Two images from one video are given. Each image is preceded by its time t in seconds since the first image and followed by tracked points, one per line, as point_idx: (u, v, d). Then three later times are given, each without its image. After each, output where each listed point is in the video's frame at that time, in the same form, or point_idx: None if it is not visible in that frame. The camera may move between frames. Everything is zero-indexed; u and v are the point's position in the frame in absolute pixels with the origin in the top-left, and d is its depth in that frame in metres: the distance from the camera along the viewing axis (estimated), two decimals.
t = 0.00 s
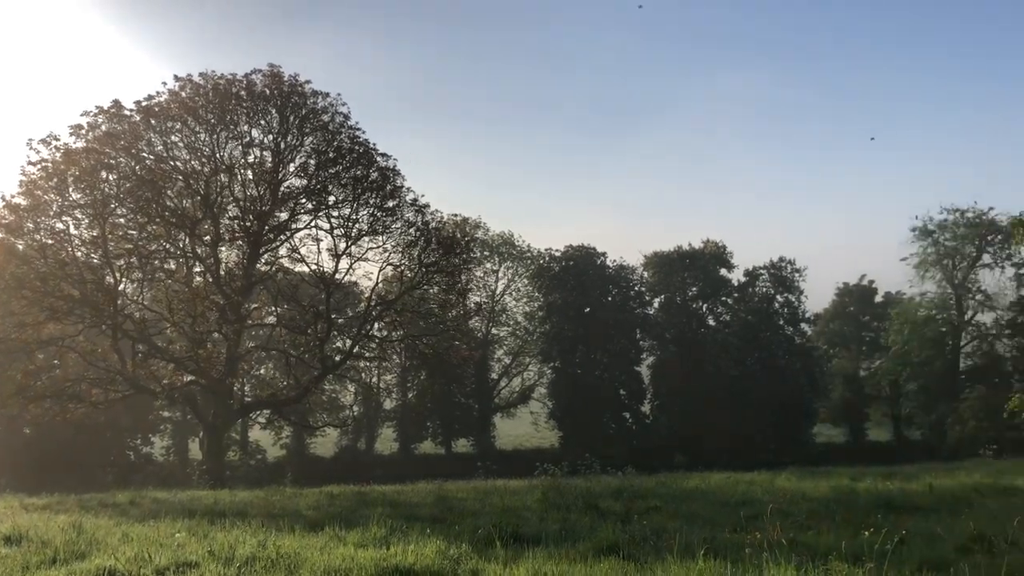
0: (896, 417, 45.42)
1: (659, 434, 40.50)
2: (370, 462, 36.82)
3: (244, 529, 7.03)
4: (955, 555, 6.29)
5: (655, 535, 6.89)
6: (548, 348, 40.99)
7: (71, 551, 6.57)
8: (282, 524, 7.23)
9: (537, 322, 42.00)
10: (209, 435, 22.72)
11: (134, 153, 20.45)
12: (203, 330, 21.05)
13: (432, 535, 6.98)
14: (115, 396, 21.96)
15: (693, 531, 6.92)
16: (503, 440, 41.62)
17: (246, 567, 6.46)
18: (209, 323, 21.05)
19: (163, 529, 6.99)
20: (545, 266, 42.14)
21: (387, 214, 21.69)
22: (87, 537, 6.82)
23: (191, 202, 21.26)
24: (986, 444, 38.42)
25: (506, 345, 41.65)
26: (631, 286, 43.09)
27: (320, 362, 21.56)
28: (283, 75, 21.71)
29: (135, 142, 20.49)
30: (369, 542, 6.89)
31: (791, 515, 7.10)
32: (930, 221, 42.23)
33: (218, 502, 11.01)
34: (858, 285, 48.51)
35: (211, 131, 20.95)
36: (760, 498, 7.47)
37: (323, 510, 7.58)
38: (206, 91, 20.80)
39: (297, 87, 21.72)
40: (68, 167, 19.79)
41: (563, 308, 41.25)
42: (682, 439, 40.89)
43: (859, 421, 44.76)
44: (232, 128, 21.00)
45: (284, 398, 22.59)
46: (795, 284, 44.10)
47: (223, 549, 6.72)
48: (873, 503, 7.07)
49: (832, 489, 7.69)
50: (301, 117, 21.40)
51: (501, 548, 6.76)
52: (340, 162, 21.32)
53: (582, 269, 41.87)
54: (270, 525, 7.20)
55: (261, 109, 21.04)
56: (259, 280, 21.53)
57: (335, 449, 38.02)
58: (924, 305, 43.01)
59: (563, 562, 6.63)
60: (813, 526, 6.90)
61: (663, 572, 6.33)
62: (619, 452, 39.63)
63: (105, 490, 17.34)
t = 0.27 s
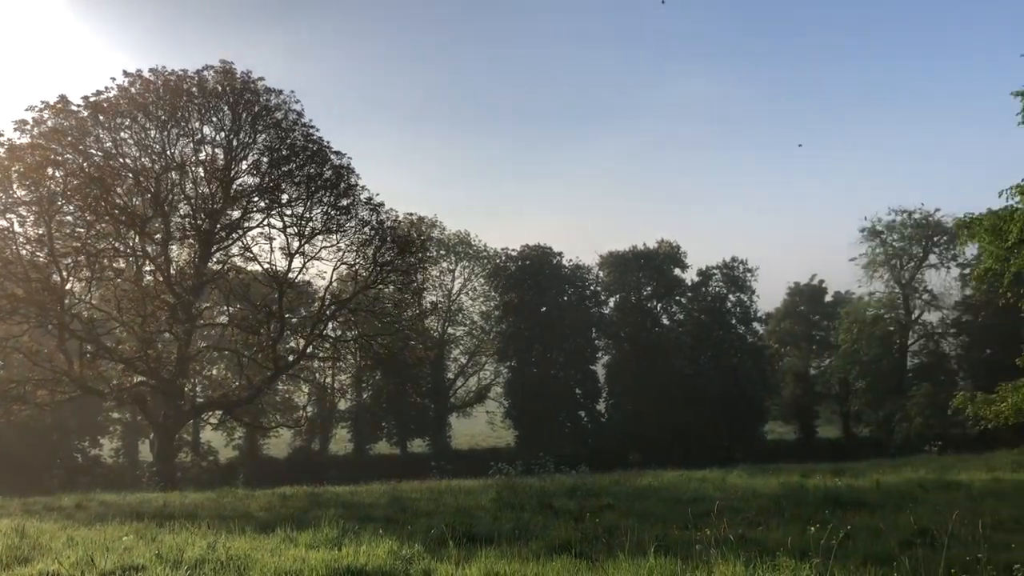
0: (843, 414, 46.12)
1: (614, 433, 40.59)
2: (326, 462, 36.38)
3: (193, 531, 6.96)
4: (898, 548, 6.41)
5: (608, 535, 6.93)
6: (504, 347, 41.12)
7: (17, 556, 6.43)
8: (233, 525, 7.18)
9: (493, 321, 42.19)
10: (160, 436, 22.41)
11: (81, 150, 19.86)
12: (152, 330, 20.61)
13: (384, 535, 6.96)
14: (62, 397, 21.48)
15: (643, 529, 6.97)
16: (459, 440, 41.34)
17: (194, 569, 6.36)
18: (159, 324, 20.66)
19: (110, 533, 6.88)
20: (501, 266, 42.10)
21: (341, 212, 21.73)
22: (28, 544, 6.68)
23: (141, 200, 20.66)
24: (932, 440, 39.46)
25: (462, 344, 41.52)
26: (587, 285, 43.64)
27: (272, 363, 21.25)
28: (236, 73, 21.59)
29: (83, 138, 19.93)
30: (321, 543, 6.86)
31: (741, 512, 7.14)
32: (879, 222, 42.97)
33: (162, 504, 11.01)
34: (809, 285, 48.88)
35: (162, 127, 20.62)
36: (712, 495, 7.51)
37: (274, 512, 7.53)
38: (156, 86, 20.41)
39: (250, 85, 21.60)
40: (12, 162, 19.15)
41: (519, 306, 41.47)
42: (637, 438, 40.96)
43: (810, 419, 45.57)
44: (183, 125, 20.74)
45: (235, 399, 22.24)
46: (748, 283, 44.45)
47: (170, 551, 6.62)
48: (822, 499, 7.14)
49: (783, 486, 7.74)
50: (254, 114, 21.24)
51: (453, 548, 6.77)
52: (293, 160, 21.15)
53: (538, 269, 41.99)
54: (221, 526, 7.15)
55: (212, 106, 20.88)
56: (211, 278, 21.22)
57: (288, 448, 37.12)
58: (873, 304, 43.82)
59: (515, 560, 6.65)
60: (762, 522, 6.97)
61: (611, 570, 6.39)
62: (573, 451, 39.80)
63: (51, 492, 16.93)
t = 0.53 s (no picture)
0: (799, 413, 46.85)
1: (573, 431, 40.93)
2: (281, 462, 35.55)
3: (144, 530, 6.90)
4: (848, 544, 6.52)
5: (565, 532, 6.99)
6: (465, 345, 40.96)
7: None
8: (186, 525, 7.14)
9: (454, 319, 41.67)
10: (112, 435, 22.11)
11: (33, 143, 19.26)
12: (106, 327, 20.29)
13: (340, 534, 6.95)
14: (13, 396, 21.03)
15: (599, 526, 7.02)
16: (418, 438, 40.33)
17: (146, 569, 6.27)
18: (113, 320, 20.37)
19: (59, 533, 6.78)
20: (462, 264, 41.61)
21: (300, 209, 21.53)
22: None
23: (95, 195, 20.25)
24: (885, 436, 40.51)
25: (421, 342, 40.74)
26: (548, 283, 43.85)
27: (229, 361, 21.07)
28: (193, 66, 21.20)
29: (34, 131, 19.31)
30: (275, 542, 6.83)
31: (696, 508, 7.19)
32: (833, 224, 43.58)
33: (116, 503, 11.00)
34: (765, 285, 49.79)
35: (117, 121, 20.09)
36: (668, 492, 7.57)
37: (229, 512, 7.49)
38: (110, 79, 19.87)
39: (207, 79, 21.29)
40: None
41: (480, 304, 41.41)
42: (595, 435, 41.25)
43: (765, 418, 47.18)
44: (139, 119, 20.34)
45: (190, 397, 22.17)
46: (705, 282, 45.36)
47: (120, 552, 6.51)
48: (776, 496, 7.23)
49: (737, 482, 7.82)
50: (211, 109, 20.94)
51: (409, 546, 6.77)
52: (250, 156, 20.93)
53: (500, 267, 41.84)
54: (173, 526, 7.09)
55: (169, 100, 20.50)
56: (166, 274, 20.94)
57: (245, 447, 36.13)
58: (828, 304, 44.34)
59: (471, 558, 6.67)
60: (715, 518, 7.05)
61: (565, 568, 6.44)
62: (532, 449, 39.88)
63: None
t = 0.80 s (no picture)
0: (755, 413, 47.42)
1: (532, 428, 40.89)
2: (240, 456, 35.63)
3: (92, 526, 6.82)
4: (799, 541, 6.62)
5: (520, 529, 7.05)
6: (425, 342, 40.27)
7: None
8: (136, 521, 7.08)
9: (415, 316, 41.42)
10: (63, 429, 21.72)
11: None
12: (60, 319, 20.02)
13: (293, 531, 6.93)
14: None
15: (555, 523, 7.05)
16: (377, 436, 39.74)
17: (94, 564, 6.18)
18: (67, 313, 20.09)
19: (5, 529, 6.67)
20: (424, 261, 41.71)
21: (260, 202, 21.22)
22: None
23: (49, 184, 19.81)
24: (839, 436, 40.60)
25: (381, 338, 40.68)
26: (509, 282, 44.24)
27: (186, 355, 20.70)
28: (152, 55, 20.77)
29: None
30: (228, 538, 6.78)
31: (652, 506, 7.25)
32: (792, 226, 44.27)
33: (68, 498, 10.84)
34: (725, 286, 50.05)
35: (73, 110, 19.59)
36: (625, 489, 7.63)
37: (181, 508, 7.43)
38: (66, 66, 19.40)
39: (166, 69, 20.88)
40: None
41: (442, 301, 40.98)
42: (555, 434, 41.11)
43: (722, 418, 47.14)
44: (96, 108, 19.84)
45: (143, 391, 21.65)
46: (666, 282, 45.59)
47: (68, 547, 6.41)
48: (731, 494, 7.31)
49: (693, 479, 7.88)
50: (170, 100, 20.58)
51: (363, 542, 6.77)
52: (210, 148, 20.61)
53: (462, 264, 41.87)
54: (124, 522, 7.02)
55: (127, 89, 20.04)
56: (125, 265, 20.10)
57: (202, 442, 35.88)
58: (785, 306, 45.11)
59: (425, 554, 6.69)
60: (671, 515, 7.13)
61: (518, 564, 6.48)
62: (493, 447, 39.55)
63: None
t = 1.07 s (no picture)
0: (713, 414, 47.30)
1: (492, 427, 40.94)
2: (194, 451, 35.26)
3: (37, 521, 6.70)
4: (751, 542, 6.67)
5: (476, 527, 7.06)
6: (386, 340, 40.21)
7: None
8: (83, 517, 6.98)
9: (376, 313, 41.27)
10: (12, 422, 21.27)
11: None
12: (13, 309, 19.45)
13: (246, 528, 6.86)
14: None
15: (510, 522, 7.06)
16: (334, 433, 39.18)
17: (39, 560, 6.06)
18: (20, 303, 19.64)
19: None
20: (386, 258, 41.64)
21: (220, 195, 20.89)
22: None
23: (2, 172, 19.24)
24: (795, 439, 40.65)
25: (341, 336, 40.41)
26: (471, 281, 44.22)
27: (140, 348, 20.47)
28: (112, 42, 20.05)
29: None
30: (179, 534, 6.69)
31: (607, 506, 7.28)
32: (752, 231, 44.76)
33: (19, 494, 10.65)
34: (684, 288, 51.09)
35: (28, 96, 18.98)
36: (582, 489, 7.65)
37: (132, 505, 7.33)
38: (22, 51, 18.64)
39: (127, 56, 20.19)
40: None
41: (403, 299, 40.94)
42: (515, 433, 41.18)
43: (679, 419, 46.61)
44: (53, 96, 19.11)
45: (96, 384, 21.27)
46: (628, 284, 46.20)
47: (13, 542, 6.29)
48: (686, 494, 7.36)
49: (650, 479, 7.92)
50: (131, 89, 19.82)
51: (316, 540, 6.73)
52: (170, 138, 20.02)
53: (424, 261, 41.69)
54: (71, 518, 6.90)
55: (85, 77, 19.31)
56: (79, 257, 19.84)
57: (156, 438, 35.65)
58: (744, 309, 45.62)
59: (378, 551, 6.67)
60: (626, 515, 7.16)
61: (470, 561, 6.48)
62: (452, 446, 39.05)
63: None
